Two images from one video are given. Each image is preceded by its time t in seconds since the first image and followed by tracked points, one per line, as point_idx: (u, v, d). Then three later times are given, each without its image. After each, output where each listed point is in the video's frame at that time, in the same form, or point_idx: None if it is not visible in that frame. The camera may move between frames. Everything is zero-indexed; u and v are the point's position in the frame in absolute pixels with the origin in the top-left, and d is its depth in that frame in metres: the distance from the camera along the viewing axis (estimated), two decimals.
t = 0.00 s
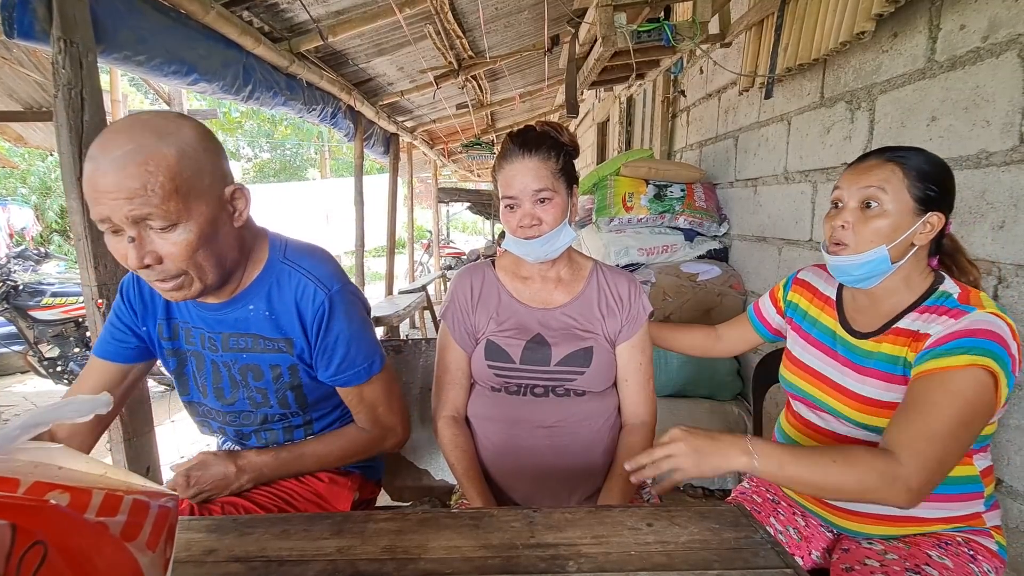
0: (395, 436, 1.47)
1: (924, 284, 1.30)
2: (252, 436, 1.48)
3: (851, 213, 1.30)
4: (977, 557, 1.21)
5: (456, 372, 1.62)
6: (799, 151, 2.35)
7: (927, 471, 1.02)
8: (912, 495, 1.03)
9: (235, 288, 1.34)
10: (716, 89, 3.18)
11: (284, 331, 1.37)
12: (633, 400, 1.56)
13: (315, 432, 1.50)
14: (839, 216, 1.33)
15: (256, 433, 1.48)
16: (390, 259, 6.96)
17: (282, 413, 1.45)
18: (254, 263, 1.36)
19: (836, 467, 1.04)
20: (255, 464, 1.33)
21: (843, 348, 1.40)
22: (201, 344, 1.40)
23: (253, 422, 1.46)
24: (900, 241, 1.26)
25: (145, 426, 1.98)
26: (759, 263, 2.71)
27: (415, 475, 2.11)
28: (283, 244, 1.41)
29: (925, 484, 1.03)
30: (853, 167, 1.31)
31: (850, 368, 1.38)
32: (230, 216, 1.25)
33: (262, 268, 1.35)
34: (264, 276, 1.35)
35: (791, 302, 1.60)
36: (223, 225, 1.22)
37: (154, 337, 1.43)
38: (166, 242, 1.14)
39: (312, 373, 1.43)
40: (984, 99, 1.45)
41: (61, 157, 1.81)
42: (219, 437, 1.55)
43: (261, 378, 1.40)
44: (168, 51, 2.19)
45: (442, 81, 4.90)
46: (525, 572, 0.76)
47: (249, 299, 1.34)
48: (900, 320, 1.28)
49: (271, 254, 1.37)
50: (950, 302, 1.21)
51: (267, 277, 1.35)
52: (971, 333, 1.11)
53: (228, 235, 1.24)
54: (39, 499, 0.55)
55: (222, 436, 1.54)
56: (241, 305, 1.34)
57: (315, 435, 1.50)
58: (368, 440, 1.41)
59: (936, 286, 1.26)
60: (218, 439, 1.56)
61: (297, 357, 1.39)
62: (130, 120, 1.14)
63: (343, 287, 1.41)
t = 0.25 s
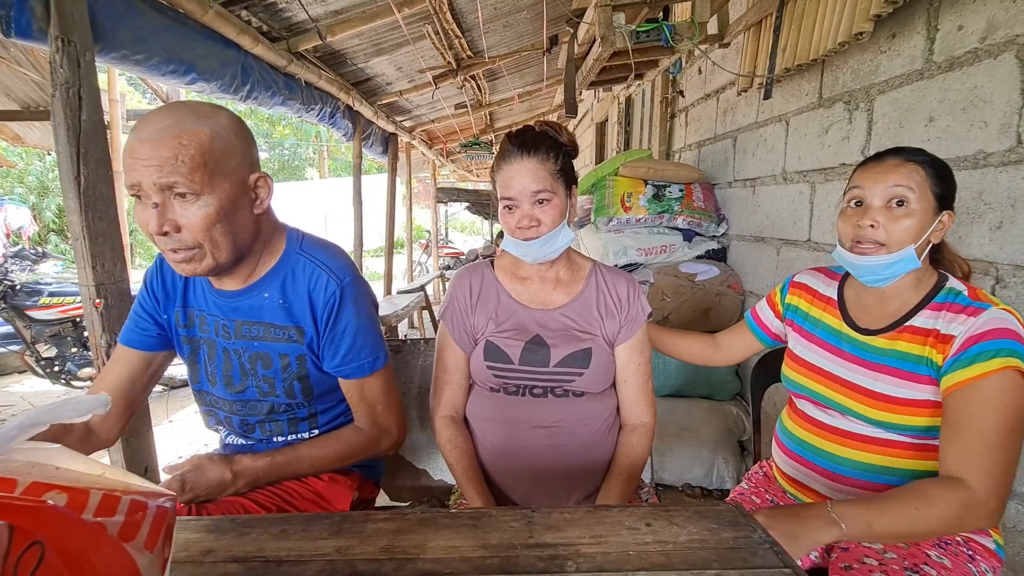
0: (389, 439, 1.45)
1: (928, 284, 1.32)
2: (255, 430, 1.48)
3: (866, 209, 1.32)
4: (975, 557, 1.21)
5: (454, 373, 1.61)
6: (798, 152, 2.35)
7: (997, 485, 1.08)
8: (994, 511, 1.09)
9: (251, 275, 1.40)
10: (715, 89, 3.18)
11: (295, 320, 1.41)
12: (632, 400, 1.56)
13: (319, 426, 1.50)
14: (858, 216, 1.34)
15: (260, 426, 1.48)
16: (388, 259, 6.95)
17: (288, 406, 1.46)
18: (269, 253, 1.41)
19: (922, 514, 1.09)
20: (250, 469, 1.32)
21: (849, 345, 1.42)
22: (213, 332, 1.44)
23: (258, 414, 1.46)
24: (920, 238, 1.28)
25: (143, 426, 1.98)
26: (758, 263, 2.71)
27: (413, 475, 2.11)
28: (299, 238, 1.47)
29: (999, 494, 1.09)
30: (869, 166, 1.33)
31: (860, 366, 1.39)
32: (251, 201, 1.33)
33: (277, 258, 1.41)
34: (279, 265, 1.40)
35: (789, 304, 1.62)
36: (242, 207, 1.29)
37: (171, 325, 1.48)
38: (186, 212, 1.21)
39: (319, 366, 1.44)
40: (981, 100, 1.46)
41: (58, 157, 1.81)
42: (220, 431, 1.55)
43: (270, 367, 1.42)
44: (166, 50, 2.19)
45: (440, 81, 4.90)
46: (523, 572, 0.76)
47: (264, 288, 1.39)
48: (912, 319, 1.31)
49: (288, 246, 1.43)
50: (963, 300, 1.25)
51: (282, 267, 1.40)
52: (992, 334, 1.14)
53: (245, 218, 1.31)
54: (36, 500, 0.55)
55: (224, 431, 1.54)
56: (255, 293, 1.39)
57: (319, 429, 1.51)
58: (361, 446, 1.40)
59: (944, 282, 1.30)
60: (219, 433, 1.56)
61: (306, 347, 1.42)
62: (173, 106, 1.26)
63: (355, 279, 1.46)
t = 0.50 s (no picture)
0: (390, 435, 1.45)
1: (924, 282, 1.34)
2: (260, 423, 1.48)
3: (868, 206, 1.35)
4: (973, 558, 1.21)
5: (452, 373, 1.61)
6: (796, 152, 2.36)
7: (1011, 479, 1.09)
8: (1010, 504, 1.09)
9: (265, 266, 1.43)
10: (713, 90, 3.19)
11: (306, 309, 1.42)
12: (631, 401, 1.56)
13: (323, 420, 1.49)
14: (861, 214, 1.36)
15: (265, 420, 1.47)
16: (386, 259, 6.94)
17: (293, 398, 1.45)
18: (283, 245, 1.44)
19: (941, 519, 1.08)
20: (253, 470, 1.32)
21: (851, 342, 1.43)
22: (224, 324, 1.45)
23: (263, 407, 1.46)
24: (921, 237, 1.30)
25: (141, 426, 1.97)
26: (756, 263, 2.72)
27: (412, 475, 2.10)
28: (311, 232, 1.50)
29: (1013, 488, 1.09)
30: (875, 165, 1.33)
31: (865, 362, 1.39)
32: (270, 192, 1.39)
33: (291, 250, 1.44)
34: (292, 257, 1.43)
35: (787, 306, 1.63)
36: (260, 196, 1.35)
37: (186, 319, 1.51)
38: (207, 193, 1.27)
39: (326, 357, 1.45)
40: (979, 101, 1.46)
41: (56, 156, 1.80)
42: (226, 427, 1.55)
43: (278, 357, 1.43)
44: (164, 50, 2.18)
45: (439, 80, 4.90)
46: (522, 572, 0.76)
47: (277, 278, 1.42)
48: (914, 315, 1.32)
49: (300, 239, 1.46)
50: (962, 297, 1.26)
51: (294, 258, 1.43)
52: (994, 330, 1.14)
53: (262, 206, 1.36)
54: (34, 500, 0.54)
55: (230, 426, 1.53)
56: (267, 283, 1.42)
57: (324, 424, 1.49)
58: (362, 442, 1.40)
59: (943, 279, 1.32)
60: (225, 429, 1.55)
61: (314, 337, 1.43)
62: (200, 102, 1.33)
63: (365, 271, 1.48)
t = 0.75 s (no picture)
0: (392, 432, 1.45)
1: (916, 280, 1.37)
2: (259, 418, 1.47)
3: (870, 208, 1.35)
4: (973, 557, 1.23)
5: (452, 373, 1.61)
6: (796, 152, 2.36)
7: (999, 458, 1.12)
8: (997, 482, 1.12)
9: (268, 258, 1.44)
10: (713, 90, 3.19)
11: (306, 302, 1.43)
12: (631, 401, 1.56)
13: (322, 416, 1.49)
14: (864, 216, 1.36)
15: (263, 415, 1.47)
16: (385, 259, 6.93)
17: (292, 392, 1.45)
18: (287, 237, 1.45)
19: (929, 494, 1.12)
20: (252, 469, 1.31)
21: (848, 341, 1.44)
22: (226, 315, 1.46)
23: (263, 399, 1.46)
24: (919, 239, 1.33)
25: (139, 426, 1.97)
26: (755, 263, 2.72)
27: (411, 474, 2.10)
28: (315, 227, 1.51)
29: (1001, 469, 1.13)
30: (881, 170, 1.34)
31: (863, 358, 1.40)
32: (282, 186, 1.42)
33: (294, 243, 1.45)
34: (294, 250, 1.43)
35: (784, 311, 1.64)
36: (272, 188, 1.38)
37: (191, 310, 1.52)
38: (224, 181, 1.30)
39: (325, 350, 1.44)
40: (978, 101, 1.46)
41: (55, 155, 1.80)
42: (226, 420, 1.55)
43: (277, 349, 1.43)
44: (163, 48, 2.18)
45: (439, 80, 4.89)
46: (522, 571, 0.76)
47: (278, 270, 1.42)
48: (908, 313, 1.34)
49: (304, 233, 1.47)
50: (954, 295, 1.28)
51: (297, 252, 1.44)
52: (985, 323, 1.17)
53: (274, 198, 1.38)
54: (34, 499, 0.54)
55: (230, 420, 1.53)
56: (269, 275, 1.42)
57: (322, 421, 1.49)
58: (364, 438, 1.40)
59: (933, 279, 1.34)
60: (224, 424, 1.55)
61: (313, 330, 1.43)
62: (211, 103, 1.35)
63: (365, 266, 1.48)
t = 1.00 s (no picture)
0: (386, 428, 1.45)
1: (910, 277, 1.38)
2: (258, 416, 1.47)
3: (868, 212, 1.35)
4: (971, 557, 1.22)
5: (450, 373, 1.61)
6: (794, 151, 2.36)
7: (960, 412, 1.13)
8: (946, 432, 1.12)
9: (265, 254, 1.44)
10: (712, 90, 3.19)
11: (302, 298, 1.43)
12: (630, 402, 1.56)
13: (319, 413, 1.49)
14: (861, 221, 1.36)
15: (261, 412, 1.47)
16: (384, 259, 6.93)
17: (290, 389, 1.45)
18: (281, 234, 1.44)
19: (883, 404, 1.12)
20: (247, 467, 1.29)
21: (847, 337, 1.45)
22: (224, 312, 1.46)
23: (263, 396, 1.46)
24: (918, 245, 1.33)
25: (137, 425, 1.97)
26: (754, 262, 2.72)
27: (409, 474, 2.10)
28: (311, 224, 1.51)
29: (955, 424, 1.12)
30: (876, 176, 1.34)
31: (861, 351, 1.42)
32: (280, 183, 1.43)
33: (290, 240, 1.45)
34: (291, 247, 1.44)
35: (784, 313, 1.63)
36: (269, 185, 1.38)
37: (187, 307, 1.52)
38: (223, 178, 1.31)
39: (321, 346, 1.44)
40: (977, 102, 1.46)
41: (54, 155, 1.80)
42: (224, 419, 1.55)
43: (275, 345, 1.43)
44: (162, 48, 2.18)
45: (438, 80, 4.89)
46: (521, 571, 0.76)
47: (274, 267, 1.42)
48: (904, 305, 1.36)
49: (301, 229, 1.47)
50: (943, 285, 1.31)
51: (293, 249, 1.44)
52: (968, 301, 1.21)
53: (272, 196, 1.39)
54: (32, 499, 0.54)
55: (227, 419, 1.53)
56: (266, 271, 1.42)
57: (319, 419, 1.49)
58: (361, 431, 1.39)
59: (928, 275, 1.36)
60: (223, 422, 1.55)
61: (310, 326, 1.43)
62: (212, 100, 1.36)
63: (361, 261, 1.48)
